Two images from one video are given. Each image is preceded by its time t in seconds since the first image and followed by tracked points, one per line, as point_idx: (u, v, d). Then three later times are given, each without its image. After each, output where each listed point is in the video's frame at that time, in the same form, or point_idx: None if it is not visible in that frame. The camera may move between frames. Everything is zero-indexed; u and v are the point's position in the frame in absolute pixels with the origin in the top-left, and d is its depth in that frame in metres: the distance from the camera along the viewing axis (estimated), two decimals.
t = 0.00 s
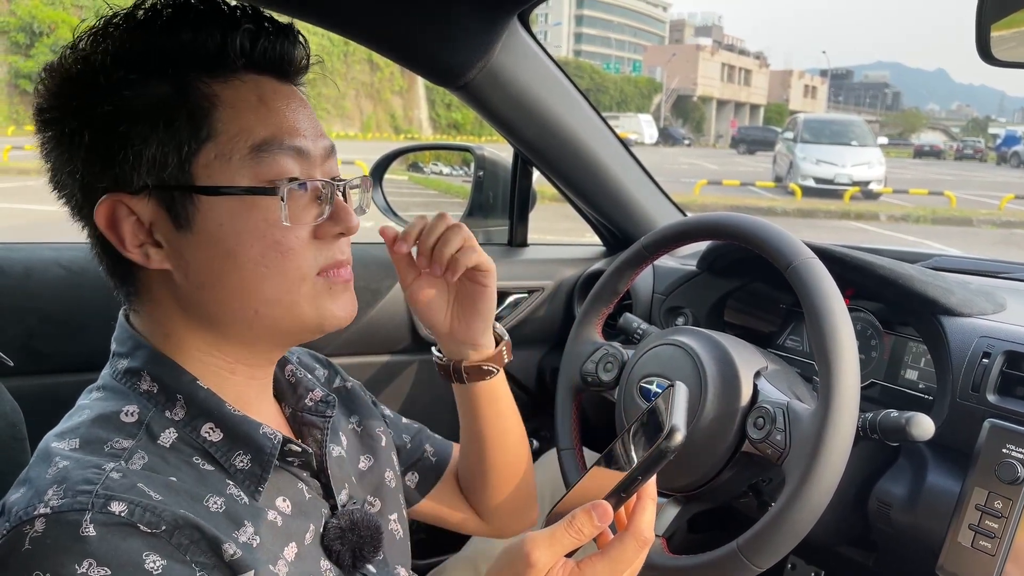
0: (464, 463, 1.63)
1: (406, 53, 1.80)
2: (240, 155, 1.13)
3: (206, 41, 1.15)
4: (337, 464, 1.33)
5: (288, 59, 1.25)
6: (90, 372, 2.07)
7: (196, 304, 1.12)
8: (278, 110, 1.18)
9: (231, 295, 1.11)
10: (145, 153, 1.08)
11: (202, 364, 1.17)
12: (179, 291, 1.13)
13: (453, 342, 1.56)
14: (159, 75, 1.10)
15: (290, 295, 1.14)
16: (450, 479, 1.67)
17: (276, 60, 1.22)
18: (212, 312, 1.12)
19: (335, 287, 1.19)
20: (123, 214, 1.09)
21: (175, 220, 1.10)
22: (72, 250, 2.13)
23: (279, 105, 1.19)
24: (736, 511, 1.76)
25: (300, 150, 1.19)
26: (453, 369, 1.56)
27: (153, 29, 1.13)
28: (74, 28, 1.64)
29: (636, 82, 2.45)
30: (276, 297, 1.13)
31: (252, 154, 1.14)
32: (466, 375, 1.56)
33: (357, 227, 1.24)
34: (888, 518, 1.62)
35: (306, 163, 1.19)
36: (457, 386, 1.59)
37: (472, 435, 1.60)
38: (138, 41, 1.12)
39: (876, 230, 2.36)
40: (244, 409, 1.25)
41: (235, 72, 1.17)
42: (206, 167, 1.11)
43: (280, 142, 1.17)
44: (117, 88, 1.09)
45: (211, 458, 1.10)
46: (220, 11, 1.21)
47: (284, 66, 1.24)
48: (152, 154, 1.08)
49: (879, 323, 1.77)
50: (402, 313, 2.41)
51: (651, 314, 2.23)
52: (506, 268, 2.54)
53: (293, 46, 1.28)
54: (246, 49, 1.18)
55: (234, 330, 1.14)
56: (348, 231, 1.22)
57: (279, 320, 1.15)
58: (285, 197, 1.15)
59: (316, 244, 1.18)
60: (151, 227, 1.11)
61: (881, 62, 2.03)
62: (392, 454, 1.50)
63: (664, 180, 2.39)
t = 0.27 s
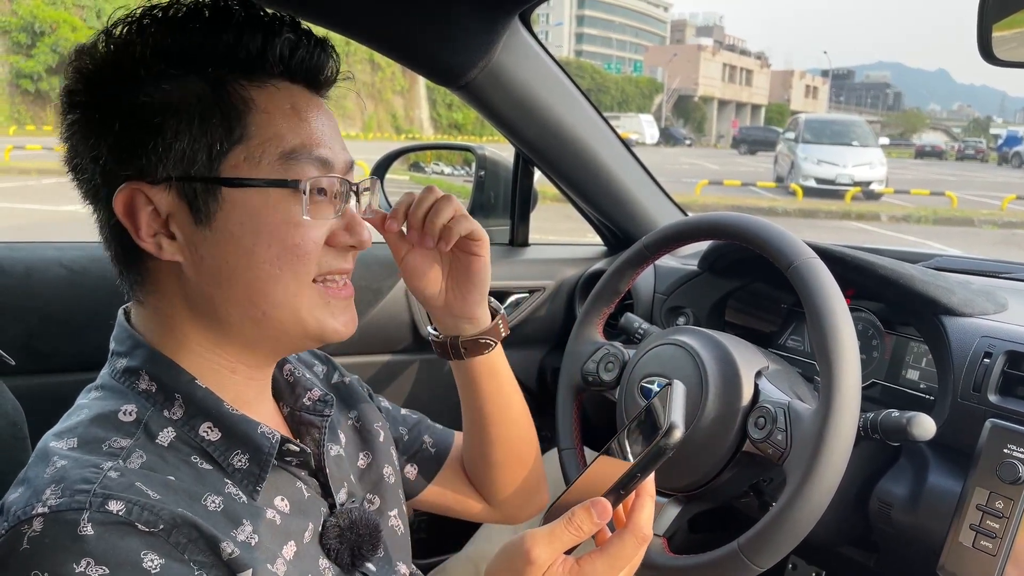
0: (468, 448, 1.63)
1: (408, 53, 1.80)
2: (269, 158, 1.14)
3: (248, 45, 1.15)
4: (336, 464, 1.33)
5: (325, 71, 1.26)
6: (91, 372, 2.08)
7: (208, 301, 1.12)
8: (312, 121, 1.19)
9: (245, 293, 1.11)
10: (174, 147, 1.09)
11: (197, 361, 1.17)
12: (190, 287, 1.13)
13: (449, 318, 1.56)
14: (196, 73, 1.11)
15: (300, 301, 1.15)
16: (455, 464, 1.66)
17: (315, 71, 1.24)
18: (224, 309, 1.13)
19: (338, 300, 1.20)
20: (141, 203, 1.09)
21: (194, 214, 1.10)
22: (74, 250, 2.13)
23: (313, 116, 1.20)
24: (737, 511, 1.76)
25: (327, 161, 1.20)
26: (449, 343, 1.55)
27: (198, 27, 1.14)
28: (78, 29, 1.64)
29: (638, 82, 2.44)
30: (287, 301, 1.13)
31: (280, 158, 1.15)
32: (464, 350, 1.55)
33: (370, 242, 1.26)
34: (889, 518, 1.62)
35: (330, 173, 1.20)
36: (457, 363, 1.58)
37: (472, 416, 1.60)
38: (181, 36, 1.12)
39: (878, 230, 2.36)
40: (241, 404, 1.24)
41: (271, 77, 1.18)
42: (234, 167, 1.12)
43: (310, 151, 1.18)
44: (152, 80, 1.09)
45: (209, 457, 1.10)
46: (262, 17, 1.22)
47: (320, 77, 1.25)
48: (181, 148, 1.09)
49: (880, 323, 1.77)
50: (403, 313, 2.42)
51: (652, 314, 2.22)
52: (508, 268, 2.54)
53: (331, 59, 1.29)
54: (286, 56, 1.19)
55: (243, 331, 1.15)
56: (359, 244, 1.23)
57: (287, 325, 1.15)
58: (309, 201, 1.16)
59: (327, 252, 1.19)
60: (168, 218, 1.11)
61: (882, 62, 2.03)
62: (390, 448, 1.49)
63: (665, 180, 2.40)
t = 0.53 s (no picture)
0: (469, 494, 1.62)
1: (410, 52, 1.80)
2: (264, 163, 1.13)
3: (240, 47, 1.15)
4: (342, 468, 1.33)
5: (322, 70, 1.25)
6: (92, 371, 2.08)
7: (208, 306, 1.12)
8: (308, 122, 1.18)
9: (243, 299, 1.11)
10: (169, 154, 1.09)
11: (208, 364, 1.17)
12: (190, 292, 1.13)
13: (481, 374, 1.52)
14: (190, 77, 1.11)
15: (300, 305, 1.14)
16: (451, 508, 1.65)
17: (309, 70, 1.22)
18: (224, 314, 1.13)
19: (342, 303, 1.19)
20: (141, 209, 1.10)
21: (192, 221, 1.10)
22: (76, 249, 2.13)
23: (310, 116, 1.19)
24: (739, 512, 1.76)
25: (325, 163, 1.19)
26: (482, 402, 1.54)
27: (191, 31, 1.13)
28: (79, 29, 1.64)
29: (640, 82, 2.46)
30: (286, 307, 1.13)
31: (275, 163, 1.14)
32: (498, 409, 1.55)
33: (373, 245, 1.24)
34: (891, 518, 1.62)
35: (330, 177, 1.19)
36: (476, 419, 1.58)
37: (483, 456, 1.59)
38: (174, 41, 1.12)
39: (879, 231, 2.33)
40: (245, 402, 1.24)
41: (265, 79, 1.17)
42: (230, 172, 1.11)
43: (306, 155, 1.17)
44: (148, 86, 1.10)
45: (216, 457, 1.10)
46: (256, 17, 1.21)
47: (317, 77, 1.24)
48: (176, 154, 1.09)
49: (882, 323, 1.77)
50: (405, 312, 2.42)
51: (653, 314, 2.22)
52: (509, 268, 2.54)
53: (328, 58, 1.27)
54: (279, 57, 1.18)
55: (244, 335, 1.14)
56: (362, 248, 1.21)
57: (288, 330, 1.14)
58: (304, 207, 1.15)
59: (328, 257, 1.17)
60: (168, 224, 1.11)
61: (884, 62, 2.03)
62: (399, 464, 1.52)
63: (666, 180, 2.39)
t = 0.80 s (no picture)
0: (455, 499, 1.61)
1: (412, 52, 1.79)
2: (272, 170, 1.13)
3: (247, 52, 1.14)
4: (342, 467, 1.34)
5: (326, 73, 1.24)
6: (93, 371, 2.08)
7: (217, 310, 1.13)
8: (313, 128, 1.17)
9: (252, 304, 1.11)
10: (177, 160, 1.08)
11: (213, 361, 1.17)
12: (199, 295, 1.13)
13: (472, 374, 1.52)
14: (197, 83, 1.10)
15: (311, 308, 1.14)
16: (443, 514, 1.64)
17: (314, 75, 1.22)
18: (234, 318, 1.13)
19: (354, 304, 1.19)
20: (148, 213, 1.10)
21: (200, 226, 1.10)
22: (77, 248, 2.13)
23: (316, 121, 1.19)
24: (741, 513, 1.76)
25: (332, 168, 1.18)
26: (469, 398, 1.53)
27: (196, 35, 1.13)
28: (81, 28, 1.64)
29: (641, 81, 2.46)
30: (296, 310, 1.13)
31: (283, 169, 1.14)
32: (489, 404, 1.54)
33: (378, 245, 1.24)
34: (893, 518, 1.62)
35: (336, 182, 1.19)
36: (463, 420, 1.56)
37: (468, 457, 1.59)
38: (179, 46, 1.12)
39: (878, 230, 2.32)
40: (250, 399, 1.24)
41: (272, 84, 1.16)
42: (237, 178, 1.11)
43: (313, 160, 1.16)
44: (156, 91, 1.09)
45: (219, 452, 1.10)
46: (260, 19, 1.20)
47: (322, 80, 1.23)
48: (183, 161, 1.09)
49: (883, 323, 1.76)
50: (406, 312, 2.42)
51: (654, 314, 2.21)
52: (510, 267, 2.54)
53: (332, 60, 1.27)
54: (285, 62, 1.18)
55: (253, 337, 1.15)
56: (368, 249, 1.22)
57: (298, 332, 1.15)
58: (312, 213, 1.14)
59: (337, 259, 1.17)
60: (176, 229, 1.11)
61: (885, 62, 2.01)
62: (398, 466, 1.53)
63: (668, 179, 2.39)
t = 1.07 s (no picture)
0: (470, 500, 1.61)
1: (412, 51, 1.79)
2: (200, 172, 1.10)
3: (169, 49, 1.12)
4: (343, 467, 1.34)
5: (264, 62, 1.20)
6: (94, 370, 2.08)
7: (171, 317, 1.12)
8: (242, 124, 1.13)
9: (193, 315, 1.09)
10: (110, 168, 1.09)
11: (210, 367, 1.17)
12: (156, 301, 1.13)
13: (534, 395, 1.45)
14: (124, 89, 1.10)
15: (252, 315, 1.09)
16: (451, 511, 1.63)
17: (244, 66, 1.17)
18: (184, 326, 1.11)
19: (305, 306, 1.14)
20: (103, 224, 1.12)
21: (145, 235, 1.09)
22: (78, 247, 2.13)
23: (249, 114, 1.14)
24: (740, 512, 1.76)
25: (270, 164, 1.15)
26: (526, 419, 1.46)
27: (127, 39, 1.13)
28: (80, 26, 1.63)
29: (642, 80, 2.46)
30: (236, 319, 1.09)
31: (213, 170, 1.10)
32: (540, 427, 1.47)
33: (332, 241, 1.18)
34: (893, 518, 1.62)
35: (273, 179, 1.15)
36: (509, 432, 1.50)
37: (498, 471, 1.55)
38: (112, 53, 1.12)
39: (880, 229, 2.33)
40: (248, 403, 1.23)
41: (199, 80, 1.13)
42: (168, 183, 1.09)
43: (244, 158, 1.12)
44: (94, 102, 1.11)
45: (220, 454, 1.10)
46: (193, 12, 1.17)
47: (258, 70, 1.19)
48: (115, 169, 1.09)
49: (884, 323, 1.76)
50: (407, 312, 2.42)
51: (654, 313, 2.22)
52: (510, 267, 2.54)
53: (274, 47, 1.22)
54: (210, 56, 1.14)
55: (206, 343, 1.13)
56: (319, 247, 1.16)
57: (246, 339, 1.11)
58: (242, 217, 1.10)
59: (282, 263, 1.13)
60: (127, 238, 1.12)
61: (885, 62, 2.02)
62: (398, 467, 1.52)
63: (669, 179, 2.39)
